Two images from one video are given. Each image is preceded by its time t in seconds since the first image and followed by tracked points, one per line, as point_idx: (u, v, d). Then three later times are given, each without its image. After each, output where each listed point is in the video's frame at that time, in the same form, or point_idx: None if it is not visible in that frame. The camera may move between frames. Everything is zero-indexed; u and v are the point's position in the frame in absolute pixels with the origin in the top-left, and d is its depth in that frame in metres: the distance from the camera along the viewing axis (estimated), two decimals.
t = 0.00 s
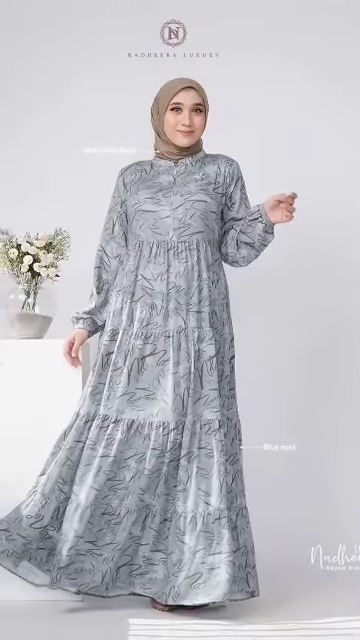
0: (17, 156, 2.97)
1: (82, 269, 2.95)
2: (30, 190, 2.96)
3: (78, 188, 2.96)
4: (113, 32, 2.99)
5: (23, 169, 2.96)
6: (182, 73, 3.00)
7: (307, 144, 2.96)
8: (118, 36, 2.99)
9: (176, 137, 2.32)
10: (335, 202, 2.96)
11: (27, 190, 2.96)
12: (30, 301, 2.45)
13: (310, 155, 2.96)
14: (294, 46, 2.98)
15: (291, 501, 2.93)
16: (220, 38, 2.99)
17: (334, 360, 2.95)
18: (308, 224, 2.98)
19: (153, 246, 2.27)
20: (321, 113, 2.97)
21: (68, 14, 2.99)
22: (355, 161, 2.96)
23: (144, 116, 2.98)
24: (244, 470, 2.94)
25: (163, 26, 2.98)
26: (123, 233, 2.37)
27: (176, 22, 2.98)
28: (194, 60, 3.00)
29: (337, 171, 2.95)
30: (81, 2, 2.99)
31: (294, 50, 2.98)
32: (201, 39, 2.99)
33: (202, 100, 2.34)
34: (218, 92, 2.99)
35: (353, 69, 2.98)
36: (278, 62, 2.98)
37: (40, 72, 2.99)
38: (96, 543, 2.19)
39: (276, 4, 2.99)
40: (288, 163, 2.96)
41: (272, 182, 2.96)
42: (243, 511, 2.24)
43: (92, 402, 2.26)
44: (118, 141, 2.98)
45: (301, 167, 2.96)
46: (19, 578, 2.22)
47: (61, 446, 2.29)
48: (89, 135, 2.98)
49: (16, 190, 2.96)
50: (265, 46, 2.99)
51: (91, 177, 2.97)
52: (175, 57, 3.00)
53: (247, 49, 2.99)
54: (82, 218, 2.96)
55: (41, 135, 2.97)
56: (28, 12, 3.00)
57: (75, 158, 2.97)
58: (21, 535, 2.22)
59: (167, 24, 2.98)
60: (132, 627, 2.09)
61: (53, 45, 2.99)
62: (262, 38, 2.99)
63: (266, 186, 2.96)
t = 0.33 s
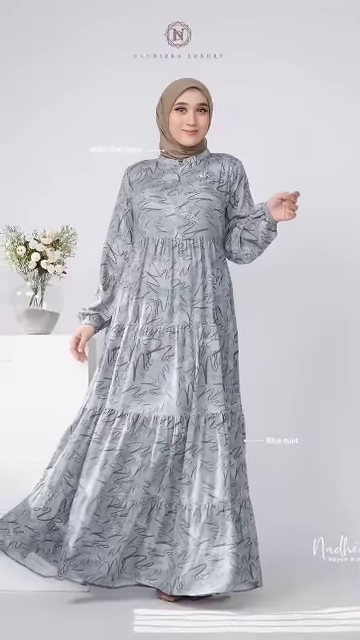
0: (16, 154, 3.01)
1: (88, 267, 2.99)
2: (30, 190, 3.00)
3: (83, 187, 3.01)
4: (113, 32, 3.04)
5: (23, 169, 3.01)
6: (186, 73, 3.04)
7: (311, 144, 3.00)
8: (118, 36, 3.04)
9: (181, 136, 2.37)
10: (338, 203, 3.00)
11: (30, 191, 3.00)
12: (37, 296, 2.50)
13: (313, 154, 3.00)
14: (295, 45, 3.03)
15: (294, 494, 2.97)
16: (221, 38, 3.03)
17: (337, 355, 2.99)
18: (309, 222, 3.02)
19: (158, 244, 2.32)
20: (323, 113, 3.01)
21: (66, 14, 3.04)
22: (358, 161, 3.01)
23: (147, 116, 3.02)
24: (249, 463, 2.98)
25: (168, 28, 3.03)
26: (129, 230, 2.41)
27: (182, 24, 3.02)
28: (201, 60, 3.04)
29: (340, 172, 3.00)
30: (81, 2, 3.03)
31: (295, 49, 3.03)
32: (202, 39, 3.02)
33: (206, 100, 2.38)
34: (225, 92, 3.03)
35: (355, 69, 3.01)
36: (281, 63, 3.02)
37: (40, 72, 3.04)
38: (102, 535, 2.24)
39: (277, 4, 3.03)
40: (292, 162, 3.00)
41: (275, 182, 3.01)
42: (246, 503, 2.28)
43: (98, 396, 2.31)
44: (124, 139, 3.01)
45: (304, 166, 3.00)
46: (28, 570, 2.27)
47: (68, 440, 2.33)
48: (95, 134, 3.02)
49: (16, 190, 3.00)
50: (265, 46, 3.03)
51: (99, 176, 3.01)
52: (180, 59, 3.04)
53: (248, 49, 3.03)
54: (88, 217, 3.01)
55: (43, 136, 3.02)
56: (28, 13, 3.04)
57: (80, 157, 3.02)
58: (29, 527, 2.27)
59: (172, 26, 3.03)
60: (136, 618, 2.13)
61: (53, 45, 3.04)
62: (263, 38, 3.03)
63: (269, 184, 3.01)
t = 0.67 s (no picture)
0: (16, 154, 3.00)
1: (90, 267, 2.99)
2: (30, 190, 2.99)
3: (85, 186, 3.00)
4: (112, 32, 3.03)
5: (23, 169, 3.00)
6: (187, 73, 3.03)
7: (316, 144, 2.99)
8: (119, 36, 3.03)
9: (183, 135, 2.36)
10: (340, 201, 2.99)
11: (32, 191, 2.99)
12: (38, 296, 2.49)
13: (316, 153, 2.99)
14: (296, 44, 3.02)
15: (297, 494, 2.96)
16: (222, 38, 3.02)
17: (339, 355, 2.99)
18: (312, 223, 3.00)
19: (160, 244, 2.31)
20: (324, 112, 3.00)
21: (67, 14, 3.03)
22: None
23: (149, 115, 3.01)
24: (251, 464, 2.97)
25: (170, 26, 3.01)
26: (131, 230, 2.41)
27: (183, 23, 3.01)
28: (201, 59, 3.03)
29: (342, 171, 2.99)
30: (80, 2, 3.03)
31: (295, 48, 3.01)
32: (203, 38, 3.01)
33: (209, 99, 2.37)
34: (227, 92, 3.02)
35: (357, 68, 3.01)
36: (283, 63, 3.01)
37: (40, 72, 3.03)
38: (104, 536, 2.23)
39: (278, 3, 3.03)
40: (294, 161, 2.99)
41: (277, 181, 3.00)
42: (249, 504, 2.26)
43: (100, 396, 2.30)
44: (126, 138, 3.01)
45: (307, 166, 2.99)
46: (30, 570, 2.27)
47: (70, 440, 2.33)
48: (97, 134, 3.01)
49: (16, 189, 2.99)
50: (262, 45, 3.02)
51: (102, 176, 3.00)
52: (182, 57, 3.03)
53: (252, 45, 3.02)
54: (90, 217, 3.00)
55: (44, 136, 3.01)
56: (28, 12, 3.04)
57: (83, 157, 3.01)
58: (30, 527, 2.26)
59: (174, 24, 3.01)
60: (138, 619, 2.12)
61: (52, 45, 3.04)
62: (264, 37, 3.03)
63: (272, 184, 3.00)
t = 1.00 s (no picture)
0: (16, 154, 2.96)
1: (90, 268, 2.94)
2: (30, 190, 2.95)
3: (85, 186, 2.96)
4: (112, 32, 2.99)
5: (23, 169, 2.96)
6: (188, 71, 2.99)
7: (317, 144, 2.95)
8: (118, 36, 2.99)
9: (183, 133, 2.32)
10: (340, 199, 2.95)
11: (32, 191, 2.95)
12: (36, 299, 2.44)
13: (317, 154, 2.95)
14: (296, 44, 2.97)
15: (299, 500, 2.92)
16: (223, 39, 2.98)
17: (341, 359, 2.94)
18: (314, 224, 2.97)
19: (161, 244, 2.27)
20: (324, 112, 2.96)
21: (66, 14, 2.99)
22: None
23: (149, 114, 2.97)
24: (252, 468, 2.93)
25: (170, 23, 2.98)
26: (130, 230, 2.36)
27: (184, 19, 2.98)
28: (201, 57, 2.99)
29: (343, 172, 2.95)
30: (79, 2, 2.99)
31: (295, 48, 2.97)
32: (204, 36, 2.98)
33: (210, 97, 2.33)
34: (228, 92, 2.98)
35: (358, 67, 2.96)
36: (284, 63, 2.97)
37: (40, 72, 2.99)
38: (103, 542, 2.18)
39: (278, 3, 2.98)
40: (296, 161, 2.95)
41: (280, 181, 2.96)
42: (250, 510, 2.22)
43: (99, 400, 2.25)
44: (126, 138, 2.96)
45: (308, 167, 2.95)
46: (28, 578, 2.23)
47: (69, 445, 2.28)
48: (98, 134, 2.97)
49: (16, 190, 2.95)
50: (263, 45, 2.98)
51: (101, 176, 2.96)
52: (182, 55, 2.99)
53: (253, 45, 2.98)
54: (90, 217, 2.96)
55: (44, 136, 2.97)
56: (27, 13, 2.99)
57: (83, 157, 2.97)
58: (28, 534, 2.21)
59: (174, 21, 2.98)
60: (138, 627, 2.08)
61: (52, 46, 2.99)
62: (265, 37, 2.98)
63: (274, 184, 2.96)
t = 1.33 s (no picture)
0: (16, 154, 2.92)
1: (89, 268, 2.90)
2: (30, 190, 2.91)
3: (85, 186, 2.92)
4: (111, 31, 2.95)
5: (23, 169, 2.92)
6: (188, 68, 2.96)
7: (319, 143, 2.91)
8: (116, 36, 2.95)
9: (184, 132, 2.27)
10: (342, 199, 2.91)
11: (31, 191, 2.91)
12: (35, 300, 2.39)
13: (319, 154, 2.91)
14: (297, 43, 2.93)
15: (302, 505, 2.87)
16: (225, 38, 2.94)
17: (345, 362, 2.89)
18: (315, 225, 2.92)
19: (161, 245, 2.23)
20: (326, 111, 2.92)
21: (67, 14, 2.94)
22: None
23: (149, 114, 2.93)
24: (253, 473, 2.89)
25: (172, 19, 2.95)
26: (130, 231, 2.32)
27: (185, 16, 2.94)
28: (202, 55, 2.95)
29: (345, 172, 2.91)
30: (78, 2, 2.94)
31: (297, 48, 2.93)
32: (205, 35, 2.94)
33: (211, 95, 2.29)
34: (228, 91, 2.94)
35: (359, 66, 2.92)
36: (286, 62, 2.93)
37: (41, 72, 2.95)
38: (102, 549, 2.14)
39: (279, 2, 2.94)
40: (298, 161, 2.91)
41: (282, 181, 2.92)
42: (253, 516, 2.17)
43: (98, 404, 2.21)
44: (126, 137, 2.92)
45: (309, 166, 2.91)
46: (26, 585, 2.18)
47: (67, 449, 2.23)
48: (97, 134, 2.93)
49: (16, 190, 2.91)
50: (265, 44, 2.94)
51: (101, 176, 2.92)
52: (184, 50, 2.96)
53: (254, 44, 2.94)
54: (89, 217, 2.91)
55: (44, 136, 2.93)
56: (27, 13, 2.95)
57: (83, 157, 2.93)
58: (26, 540, 2.17)
59: (175, 17, 2.94)
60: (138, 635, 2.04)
61: (53, 45, 2.95)
62: (266, 36, 2.94)
63: (276, 184, 2.92)
